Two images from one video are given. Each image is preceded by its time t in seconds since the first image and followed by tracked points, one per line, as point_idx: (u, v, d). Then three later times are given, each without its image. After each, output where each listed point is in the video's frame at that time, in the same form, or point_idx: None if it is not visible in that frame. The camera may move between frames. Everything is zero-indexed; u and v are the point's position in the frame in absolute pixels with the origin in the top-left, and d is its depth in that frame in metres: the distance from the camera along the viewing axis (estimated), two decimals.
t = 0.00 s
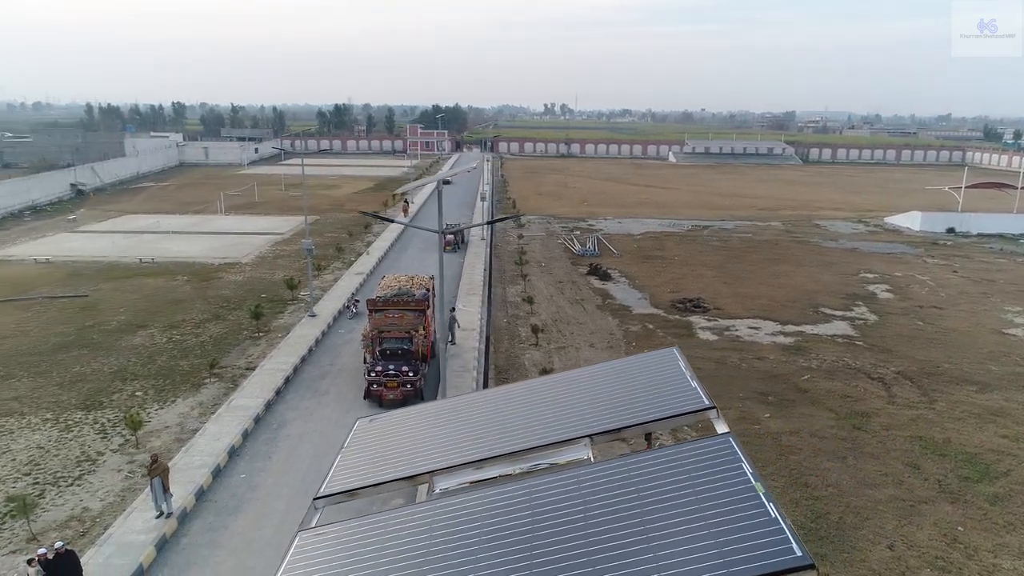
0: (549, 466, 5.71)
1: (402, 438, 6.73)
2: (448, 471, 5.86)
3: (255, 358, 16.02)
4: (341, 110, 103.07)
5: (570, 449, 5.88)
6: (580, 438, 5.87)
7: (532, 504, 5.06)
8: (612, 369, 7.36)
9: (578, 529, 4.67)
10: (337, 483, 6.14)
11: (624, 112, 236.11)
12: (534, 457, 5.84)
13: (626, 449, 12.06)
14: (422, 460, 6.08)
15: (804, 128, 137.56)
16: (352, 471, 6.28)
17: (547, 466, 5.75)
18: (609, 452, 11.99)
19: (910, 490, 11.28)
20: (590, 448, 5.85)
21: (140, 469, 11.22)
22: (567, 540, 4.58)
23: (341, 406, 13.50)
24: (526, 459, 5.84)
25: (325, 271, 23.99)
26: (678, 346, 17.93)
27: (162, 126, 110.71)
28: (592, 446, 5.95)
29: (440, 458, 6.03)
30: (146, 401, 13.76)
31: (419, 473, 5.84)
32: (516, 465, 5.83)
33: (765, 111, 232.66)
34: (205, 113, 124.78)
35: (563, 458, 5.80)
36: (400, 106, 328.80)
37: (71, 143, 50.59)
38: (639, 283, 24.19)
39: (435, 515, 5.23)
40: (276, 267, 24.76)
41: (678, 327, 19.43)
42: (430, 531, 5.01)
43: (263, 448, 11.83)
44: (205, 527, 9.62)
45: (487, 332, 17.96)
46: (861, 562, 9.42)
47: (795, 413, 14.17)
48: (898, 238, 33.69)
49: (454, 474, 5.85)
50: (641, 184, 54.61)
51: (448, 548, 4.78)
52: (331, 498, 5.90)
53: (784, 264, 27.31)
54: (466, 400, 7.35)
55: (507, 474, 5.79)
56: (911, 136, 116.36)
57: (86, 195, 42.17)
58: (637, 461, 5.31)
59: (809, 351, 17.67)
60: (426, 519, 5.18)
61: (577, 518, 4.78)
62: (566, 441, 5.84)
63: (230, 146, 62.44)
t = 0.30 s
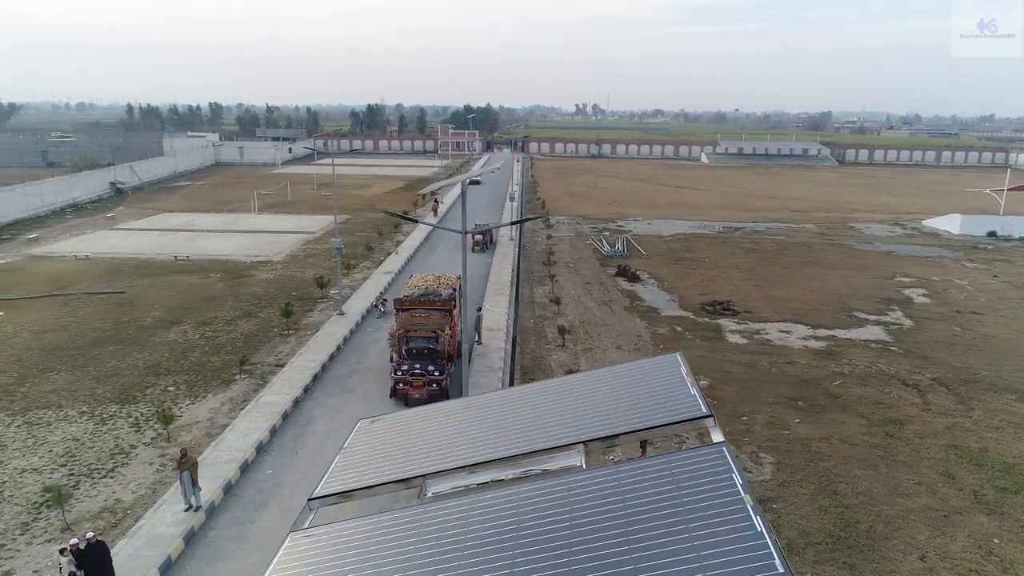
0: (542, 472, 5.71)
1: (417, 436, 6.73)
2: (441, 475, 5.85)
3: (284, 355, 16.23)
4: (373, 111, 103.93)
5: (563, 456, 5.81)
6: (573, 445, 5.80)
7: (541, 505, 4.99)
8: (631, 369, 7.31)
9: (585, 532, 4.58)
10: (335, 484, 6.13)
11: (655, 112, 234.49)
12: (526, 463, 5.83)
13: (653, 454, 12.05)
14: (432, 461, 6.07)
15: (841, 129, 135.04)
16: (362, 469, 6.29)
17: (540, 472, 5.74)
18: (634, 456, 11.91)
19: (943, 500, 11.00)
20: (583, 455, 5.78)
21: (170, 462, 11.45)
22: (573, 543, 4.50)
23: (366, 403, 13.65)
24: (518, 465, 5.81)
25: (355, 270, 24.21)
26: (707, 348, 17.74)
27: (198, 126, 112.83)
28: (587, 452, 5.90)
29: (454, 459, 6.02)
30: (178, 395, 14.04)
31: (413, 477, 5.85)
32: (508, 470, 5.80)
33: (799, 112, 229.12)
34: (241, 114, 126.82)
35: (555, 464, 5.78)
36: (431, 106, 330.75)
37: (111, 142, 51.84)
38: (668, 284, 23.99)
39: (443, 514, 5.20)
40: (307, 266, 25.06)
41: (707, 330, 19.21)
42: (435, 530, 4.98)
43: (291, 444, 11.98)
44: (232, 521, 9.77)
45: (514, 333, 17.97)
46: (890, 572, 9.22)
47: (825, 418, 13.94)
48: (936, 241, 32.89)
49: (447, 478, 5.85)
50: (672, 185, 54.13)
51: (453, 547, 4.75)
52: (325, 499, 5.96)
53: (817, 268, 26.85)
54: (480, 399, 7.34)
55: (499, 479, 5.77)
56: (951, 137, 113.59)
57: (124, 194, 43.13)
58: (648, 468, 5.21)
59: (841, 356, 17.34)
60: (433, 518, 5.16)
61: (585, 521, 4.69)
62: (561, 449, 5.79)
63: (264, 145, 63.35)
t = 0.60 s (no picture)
0: (532, 478, 5.68)
1: (440, 431, 6.72)
2: (434, 478, 5.85)
3: (313, 353, 16.41)
4: (405, 111, 104.53)
5: (555, 463, 5.85)
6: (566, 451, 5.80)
7: (556, 500, 4.93)
8: (660, 371, 7.20)
9: (595, 532, 4.51)
10: (338, 484, 6.06)
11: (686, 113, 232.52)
12: (519, 468, 5.83)
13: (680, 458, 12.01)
14: (450, 459, 6.03)
15: (879, 130, 132.45)
16: (364, 468, 6.28)
17: (532, 478, 5.72)
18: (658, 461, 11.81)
19: (978, 511, 10.70)
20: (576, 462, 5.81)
21: (200, 456, 11.65)
22: (582, 543, 4.44)
23: (394, 401, 13.74)
24: (510, 471, 5.81)
25: (384, 269, 24.38)
26: (736, 352, 17.51)
27: (234, 126, 114.74)
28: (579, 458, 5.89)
29: (472, 459, 5.96)
30: (209, 391, 14.27)
31: (406, 479, 5.81)
32: (500, 475, 5.79)
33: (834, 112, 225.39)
34: (276, 113, 128.66)
35: (547, 470, 5.78)
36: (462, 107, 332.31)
37: (150, 141, 52.94)
38: (698, 287, 23.73)
39: (454, 511, 5.13)
40: (337, 264, 25.30)
41: (736, 333, 18.97)
42: (437, 528, 4.92)
43: (317, 441, 12.11)
44: (259, 516, 9.89)
45: (540, 334, 17.93)
46: None
47: (856, 425, 13.67)
48: (977, 245, 32.05)
49: (440, 482, 5.84)
50: (705, 186, 53.53)
51: (464, 542, 4.70)
52: (319, 500, 5.91)
53: (852, 271, 26.35)
54: (505, 398, 7.31)
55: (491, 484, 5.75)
56: (993, 138, 110.84)
57: (162, 192, 44.00)
58: (669, 470, 5.06)
59: (874, 362, 16.99)
60: (444, 514, 5.11)
61: (598, 521, 4.61)
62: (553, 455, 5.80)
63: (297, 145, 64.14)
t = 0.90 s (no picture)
0: (524, 485, 5.60)
1: (463, 430, 6.72)
2: (426, 483, 5.84)
3: (341, 351, 16.57)
4: (437, 111, 105.06)
5: (549, 469, 5.75)
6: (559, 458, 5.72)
7: (546, 508, 4.86)
8: (679, 373, 7.07)
9: (591, 538, 4.45)
10: (341, 486, 6.10)
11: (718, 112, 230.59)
12: (512, 474, 5.75)
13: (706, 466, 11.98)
14: (446, 463, 6.03)
15: (918, 130, 129.65)
16: (361, 471, 6.32)
17: (524, 484, 5.63)
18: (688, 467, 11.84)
19: (1016, 524, 10.39)
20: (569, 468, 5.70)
21: (229, 452, 11.84)
22: (585, 547, 4.39)
23: (421, 399, 13.82)
24: (501, 477, 5.74)
25: (413, 268, 24.52)
26: (766, 356, 17.26)
27: (269, 126, 116.48)
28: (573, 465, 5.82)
29: (492, 458, 5.94)
30: (239, 387, 14.50)
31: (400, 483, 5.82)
32: (492, 481, 5.72)
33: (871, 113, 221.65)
34: (310, 113, 130.32)
35: (540, 476, 5.68)
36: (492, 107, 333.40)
37: (188, 141, 54.01)
38: (728, 289, 23.44)
39: (468, 507, 5.11)
40: (367, 264, 25.52)
41: (766, 337, 18.70)
42: (425, 532, 4.88)
43: (343, 437, 12.24)
44: (283, 511, 10.02)
45: (568, 335, 17.88)
46: None
47: (889, 432, 13.37)
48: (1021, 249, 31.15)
49: (432, 485, 5.83)
50: (738, 187, 52.89)
51: (478, 539, 4.69)
52: (314, 501, 6.00)
53: (888, 275, 25.79)
54: (507, 401, 7.29)
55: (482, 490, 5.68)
56: None
57: (198, 191, 44.81)
58: (671, 475, 4.96)
59: (909, 368, 16.60)
60: (459, 510, 5.10)
61: (595, 527, 4.55)
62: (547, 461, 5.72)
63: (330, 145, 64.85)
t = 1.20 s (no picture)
0: (515, 491, 5.63)
1: (462, 434, 6.74)
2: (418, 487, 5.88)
3: (367, 349, 16.70)
4: (467, 112, 105.43)
5: (538, 476, 5.80)
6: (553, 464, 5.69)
7: (540, 515, 4.84)
8: (679, 381, 7.01)
9: (582, 547, 4.42)
10: (336, 487, 6.15)
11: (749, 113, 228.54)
12: (504, 480, 5.80)
13: (731, 471, 11.85)
14: (440, 467, 6.05)
15: (956, 130, 126.79)
16: (358, 473, 6.36)
17: (515, 491, 5.67)
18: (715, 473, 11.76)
19: None
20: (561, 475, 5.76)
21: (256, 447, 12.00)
22: (575, 556, 4.36)
23: (443, 399, 13.88)
24: (493, 483, 5.78)
25: (440, 268, 24.61)
26: (796, 360, 16.99)
27: (302, 126, 117.98)
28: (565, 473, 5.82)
29: (507, 460, 5.92)
30: (267, 384, 14.70)
31: (393, 486, 5.86)
32: (483, 488, 5.77)
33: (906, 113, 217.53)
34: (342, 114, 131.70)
35: (530, 484, 5.72)
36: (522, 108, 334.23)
37: (222, 141, 54.92)
38: (758, 292, 23.12)
39: (480, 507, 5.12)
40: (395, 263, 25.68)
41: (796, 341, 18.41)
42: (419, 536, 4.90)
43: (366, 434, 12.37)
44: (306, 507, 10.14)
45: (594, 337, 17.81)
46: None
47: (920, 440, 13.06)
48: None
49: (426, 489, 5.87)
50: (770, 188, 52.19)
51: (482, 540, 4.69)
52: (309, 503, 6.07)
53: (924, 279, 25.20)
54: (506, 405, 7.29)
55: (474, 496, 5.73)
56: None
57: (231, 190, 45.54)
58: (665, 486, 4.92)
59: (944, 375, 16.21)
60: (477, 507, 5.11)
61: (585, 536, 4.52)
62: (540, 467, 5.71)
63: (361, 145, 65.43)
